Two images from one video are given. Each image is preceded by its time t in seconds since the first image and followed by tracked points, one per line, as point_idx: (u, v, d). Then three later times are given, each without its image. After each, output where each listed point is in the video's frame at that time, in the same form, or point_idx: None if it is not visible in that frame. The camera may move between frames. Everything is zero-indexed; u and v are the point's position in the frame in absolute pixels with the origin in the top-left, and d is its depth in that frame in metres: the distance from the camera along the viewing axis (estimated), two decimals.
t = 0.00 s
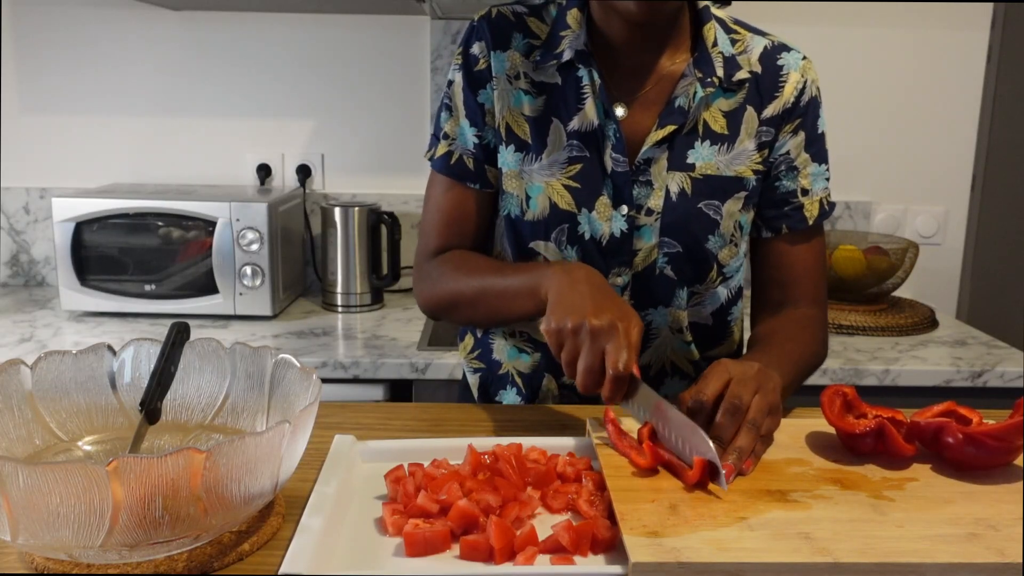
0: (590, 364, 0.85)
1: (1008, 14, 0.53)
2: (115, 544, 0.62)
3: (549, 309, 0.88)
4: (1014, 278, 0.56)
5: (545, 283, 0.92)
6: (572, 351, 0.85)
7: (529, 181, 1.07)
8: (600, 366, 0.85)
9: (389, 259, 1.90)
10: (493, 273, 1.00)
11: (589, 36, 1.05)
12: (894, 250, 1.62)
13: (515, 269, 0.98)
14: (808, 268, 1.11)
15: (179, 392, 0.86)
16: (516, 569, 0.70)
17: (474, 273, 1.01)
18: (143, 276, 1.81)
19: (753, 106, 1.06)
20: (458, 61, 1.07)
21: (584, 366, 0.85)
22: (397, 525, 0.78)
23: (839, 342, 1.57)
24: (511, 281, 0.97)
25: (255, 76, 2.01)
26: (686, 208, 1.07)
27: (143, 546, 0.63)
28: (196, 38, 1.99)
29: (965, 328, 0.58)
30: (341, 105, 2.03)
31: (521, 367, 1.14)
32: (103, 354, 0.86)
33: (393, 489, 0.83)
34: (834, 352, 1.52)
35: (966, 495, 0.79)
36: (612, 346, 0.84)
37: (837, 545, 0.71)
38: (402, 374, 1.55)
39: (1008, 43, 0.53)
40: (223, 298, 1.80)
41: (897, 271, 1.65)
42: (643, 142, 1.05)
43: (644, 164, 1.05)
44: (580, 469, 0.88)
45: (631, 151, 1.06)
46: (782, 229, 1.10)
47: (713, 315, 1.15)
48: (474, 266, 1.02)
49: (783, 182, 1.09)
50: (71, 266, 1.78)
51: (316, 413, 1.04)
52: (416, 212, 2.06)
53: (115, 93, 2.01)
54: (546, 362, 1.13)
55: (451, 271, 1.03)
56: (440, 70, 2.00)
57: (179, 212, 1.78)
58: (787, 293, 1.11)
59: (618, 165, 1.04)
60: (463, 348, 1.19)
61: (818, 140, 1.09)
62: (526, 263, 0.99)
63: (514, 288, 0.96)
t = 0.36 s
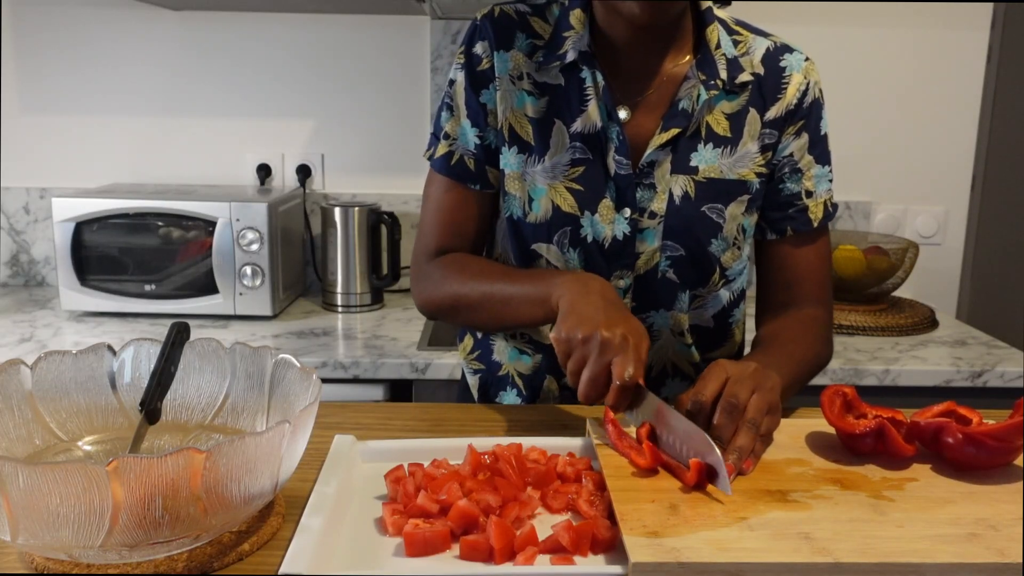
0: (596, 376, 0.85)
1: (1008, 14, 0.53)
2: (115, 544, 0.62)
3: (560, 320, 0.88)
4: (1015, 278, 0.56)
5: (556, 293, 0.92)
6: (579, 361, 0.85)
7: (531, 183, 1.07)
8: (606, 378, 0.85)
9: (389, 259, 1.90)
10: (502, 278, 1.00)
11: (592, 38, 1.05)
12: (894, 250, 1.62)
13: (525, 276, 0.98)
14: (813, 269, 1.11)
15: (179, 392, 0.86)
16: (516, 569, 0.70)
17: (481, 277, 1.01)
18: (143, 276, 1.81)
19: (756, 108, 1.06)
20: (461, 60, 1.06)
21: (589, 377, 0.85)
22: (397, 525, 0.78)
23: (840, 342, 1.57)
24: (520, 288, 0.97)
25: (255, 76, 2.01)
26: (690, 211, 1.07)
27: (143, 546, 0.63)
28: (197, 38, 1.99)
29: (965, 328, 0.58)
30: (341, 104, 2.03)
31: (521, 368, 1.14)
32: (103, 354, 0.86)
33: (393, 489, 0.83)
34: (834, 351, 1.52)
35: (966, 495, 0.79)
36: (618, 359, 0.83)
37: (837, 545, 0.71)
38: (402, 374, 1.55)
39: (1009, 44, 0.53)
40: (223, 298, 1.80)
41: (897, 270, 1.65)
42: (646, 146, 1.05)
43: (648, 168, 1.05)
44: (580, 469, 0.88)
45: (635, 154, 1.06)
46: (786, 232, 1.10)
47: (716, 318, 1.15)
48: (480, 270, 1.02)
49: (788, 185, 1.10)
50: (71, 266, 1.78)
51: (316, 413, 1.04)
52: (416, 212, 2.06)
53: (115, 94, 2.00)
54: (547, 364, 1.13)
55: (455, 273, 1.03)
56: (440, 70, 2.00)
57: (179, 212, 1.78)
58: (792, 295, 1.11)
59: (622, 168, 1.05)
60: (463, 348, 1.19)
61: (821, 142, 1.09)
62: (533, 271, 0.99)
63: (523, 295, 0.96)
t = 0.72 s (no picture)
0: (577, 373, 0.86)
1: (1008, 15, 0.53)
2: (115, 544, 0.62)
3: (541, 316, 0.89)
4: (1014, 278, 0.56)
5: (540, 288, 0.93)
6: (563, 361, 0.86)
7: (529, 181, 1.08)
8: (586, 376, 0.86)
9: (389, 259, 1.90)
10: (493, 273, 1.00)
11: (589, 36, 1.05)
12: (894, 250, 1.62)
13: (516, 272, 0.98)
14: (812, 270, 1.11)
15: (179, 392, 0.86)
16: (515, 569, 0.70)
17: (475, 272, 1.02)
18: (143, 276, 1.81)
19: (752, 108, 1.06)
20: (457, 57, 1.06)
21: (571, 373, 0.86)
22: (397, 525, 0.78)
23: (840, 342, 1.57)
24: (509, 283, 0.97)
25: (255, 77, 2.01)
26: (687, 212, 1.07)
27: (143, 546, 0.63)
28: (197, 38, 1.99)
29: (964, 328, 0.58)
30: (341, 104, 2.03)
31: (523, 364, 1.14)
32: (103, 354, 0.86)
33: (392, 489, 0.83)
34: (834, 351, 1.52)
35: (965, 495, 0.79)
36: (599, 359, 0.84)
37: (837, 545, 0.71)
38: (402, 374, 1.55)
39: (1009, 44, 0.53)
40: (223, 298, 1.80)
41: (896, 271, 1.65)
42: (645, 145, 1.05)
43: (646, 168, 1.05)
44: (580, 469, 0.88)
45: (632, 153, 1.06)
46: (783, 232, 1.10)
47: (714, 317, 1.15)
48: (474, 266, 1.03)
49: (785, 184, 1.09)
50: (71, 266, 1.78)
51: (316, 413, 1.04)
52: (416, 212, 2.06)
53: (115, 93, 2.00)
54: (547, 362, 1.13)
55: (450, 268, 1.04)
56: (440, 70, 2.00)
57: (179, 212, 1.78)
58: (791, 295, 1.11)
59: (619, 167, 1.05)
60: (463, 348, 1.19)
61: (819, 141, 1.09)
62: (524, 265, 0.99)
63: (512, 291, 0.97)
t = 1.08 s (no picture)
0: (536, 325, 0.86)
1: (1008, 14, 0.53)
2: (115, 544, 0.62)
3: (494, 281, 0.90)
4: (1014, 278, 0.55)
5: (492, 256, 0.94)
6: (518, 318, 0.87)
7: (518, 184, 1.09)
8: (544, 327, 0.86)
9: (389, 259, 1.90)
10: (456, 248, 1.02)
11: (575, 38, 1.06)
12: (895, 250, 1.62)
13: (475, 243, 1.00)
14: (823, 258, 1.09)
15: (179, 392, 0.86)
16: (515, 569, 0.70)
17: (443, 249, 1.04)
18: (143, 276, 1.81)
19: (743, 105, 1.06)
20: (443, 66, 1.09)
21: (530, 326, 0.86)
22: (397, 525, 0.78)
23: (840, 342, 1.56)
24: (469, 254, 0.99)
25: (255, 76, 2.01)
26: (675, 209, 1.08)
27: (144, 546, 0.63)
28: (197, 38, 1.99)
29: (964, 328, 0.58)
30: (341, 104, 2.03)
31: (524, 366, 1.14)
32: (103, 354, 0.86)
33: (392, 489, 0.83)
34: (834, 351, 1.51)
35: (965, 495, 0.79)
36: (546, 309, 0.85)
37: (837, 545, 0.71)
38: (402, 374, 1.55)
39: (1009, 44, 0.53)
40: (223, 298, 1.80)
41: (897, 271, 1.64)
42: (632, 144, 1.06)
43: (633, 167, 1.06)
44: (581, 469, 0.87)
45: (619, 153, 1.07)
46: (788, 227, 1.09)
47: (709, 314, 1.14)
48: (443, 243, 1.05)
49: (784, 179, 1.09)
50: (71, 266, 1.78)
51: (316, 413, 1.04)
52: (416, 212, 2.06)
53: (115, 93, 2.00)
54: (544, 364, 1.13)
55: (424, 248, 1.07)
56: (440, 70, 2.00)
57: (179, 212, 1.78)
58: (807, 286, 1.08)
59: (606, 167, 1.06)
60: (462, 349, 1.19)
61: (817, 136, 1.08)
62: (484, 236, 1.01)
63: (472, 261, 0.98)
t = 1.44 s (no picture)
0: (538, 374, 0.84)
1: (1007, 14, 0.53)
2: (115, 544, 0.62)
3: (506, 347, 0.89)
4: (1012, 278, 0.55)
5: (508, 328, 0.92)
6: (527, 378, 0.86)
7: (513, 192, 1.09)
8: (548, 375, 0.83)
9: (389, 259, 1.90)
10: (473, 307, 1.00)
11: (563, 42, 1.06)
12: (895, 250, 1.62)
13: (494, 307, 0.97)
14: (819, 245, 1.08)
15: (179, 392, 0.86)
16: (515, 569, 0.70)
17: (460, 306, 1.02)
18: (143, 276, 1.81)
19: (733, 98, 1.07)
20: (434, 79, 1.10)
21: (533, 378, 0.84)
22: (397, 525, 0.78)
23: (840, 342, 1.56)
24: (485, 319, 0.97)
25: (255, 76, 2.01)
26: (670, 205, 1.07)
27: (143, 546, 0.63)
28: (196, 38, 1.99)
29: (964, 328, 0.58)
30: (341, 104, 2.03)
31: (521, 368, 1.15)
32: (103, 354, 0.86)
33: (392, 489, 0.83)
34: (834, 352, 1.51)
35: (965, 495, 0.79)
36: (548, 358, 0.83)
37: (837, 545, 0.71)
38: (402, 374, 1.55)
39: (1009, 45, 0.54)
40: (224, 298, 1.80)
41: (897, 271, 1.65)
42: (623, 143, 1.06)
43: (625, 164, 1.06)
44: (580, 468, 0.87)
45: (611, 153, 1.07)
46: (780, 214, 1.08)
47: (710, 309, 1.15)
48: (460, 297, 1.03)
49: (776, 168, 1.09)
50: (72, 266, 1.78)
51: (316, 413, 1.04)
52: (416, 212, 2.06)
53: (115, 93, 2.01)
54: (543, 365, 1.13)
55: (442, 299, 1.04)
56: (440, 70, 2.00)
57: (179, 212, 1.78)
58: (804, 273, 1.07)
59: (600, 168, 1.06)
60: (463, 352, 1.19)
61: (807, 126, 1.08)
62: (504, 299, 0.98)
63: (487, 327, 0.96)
